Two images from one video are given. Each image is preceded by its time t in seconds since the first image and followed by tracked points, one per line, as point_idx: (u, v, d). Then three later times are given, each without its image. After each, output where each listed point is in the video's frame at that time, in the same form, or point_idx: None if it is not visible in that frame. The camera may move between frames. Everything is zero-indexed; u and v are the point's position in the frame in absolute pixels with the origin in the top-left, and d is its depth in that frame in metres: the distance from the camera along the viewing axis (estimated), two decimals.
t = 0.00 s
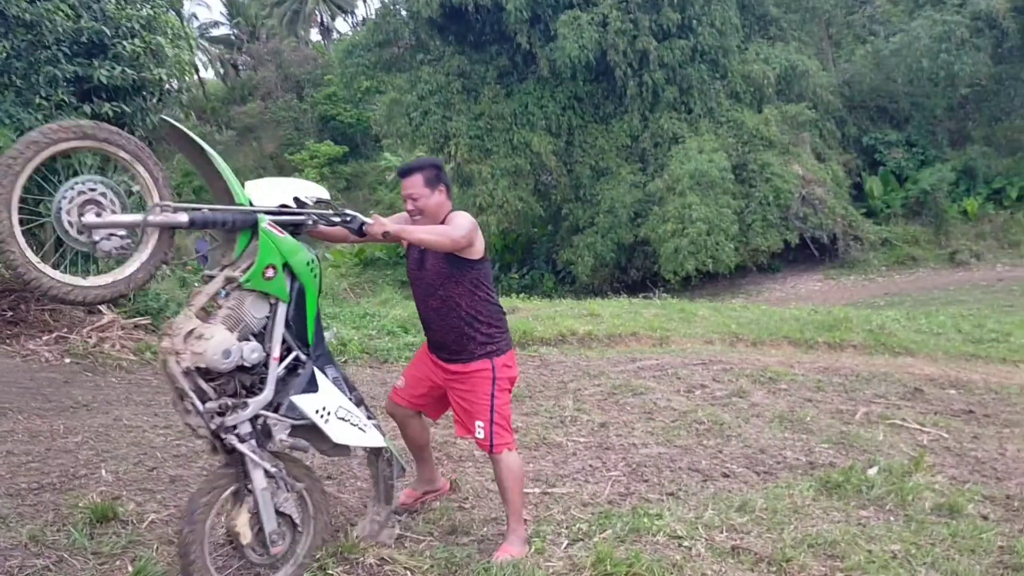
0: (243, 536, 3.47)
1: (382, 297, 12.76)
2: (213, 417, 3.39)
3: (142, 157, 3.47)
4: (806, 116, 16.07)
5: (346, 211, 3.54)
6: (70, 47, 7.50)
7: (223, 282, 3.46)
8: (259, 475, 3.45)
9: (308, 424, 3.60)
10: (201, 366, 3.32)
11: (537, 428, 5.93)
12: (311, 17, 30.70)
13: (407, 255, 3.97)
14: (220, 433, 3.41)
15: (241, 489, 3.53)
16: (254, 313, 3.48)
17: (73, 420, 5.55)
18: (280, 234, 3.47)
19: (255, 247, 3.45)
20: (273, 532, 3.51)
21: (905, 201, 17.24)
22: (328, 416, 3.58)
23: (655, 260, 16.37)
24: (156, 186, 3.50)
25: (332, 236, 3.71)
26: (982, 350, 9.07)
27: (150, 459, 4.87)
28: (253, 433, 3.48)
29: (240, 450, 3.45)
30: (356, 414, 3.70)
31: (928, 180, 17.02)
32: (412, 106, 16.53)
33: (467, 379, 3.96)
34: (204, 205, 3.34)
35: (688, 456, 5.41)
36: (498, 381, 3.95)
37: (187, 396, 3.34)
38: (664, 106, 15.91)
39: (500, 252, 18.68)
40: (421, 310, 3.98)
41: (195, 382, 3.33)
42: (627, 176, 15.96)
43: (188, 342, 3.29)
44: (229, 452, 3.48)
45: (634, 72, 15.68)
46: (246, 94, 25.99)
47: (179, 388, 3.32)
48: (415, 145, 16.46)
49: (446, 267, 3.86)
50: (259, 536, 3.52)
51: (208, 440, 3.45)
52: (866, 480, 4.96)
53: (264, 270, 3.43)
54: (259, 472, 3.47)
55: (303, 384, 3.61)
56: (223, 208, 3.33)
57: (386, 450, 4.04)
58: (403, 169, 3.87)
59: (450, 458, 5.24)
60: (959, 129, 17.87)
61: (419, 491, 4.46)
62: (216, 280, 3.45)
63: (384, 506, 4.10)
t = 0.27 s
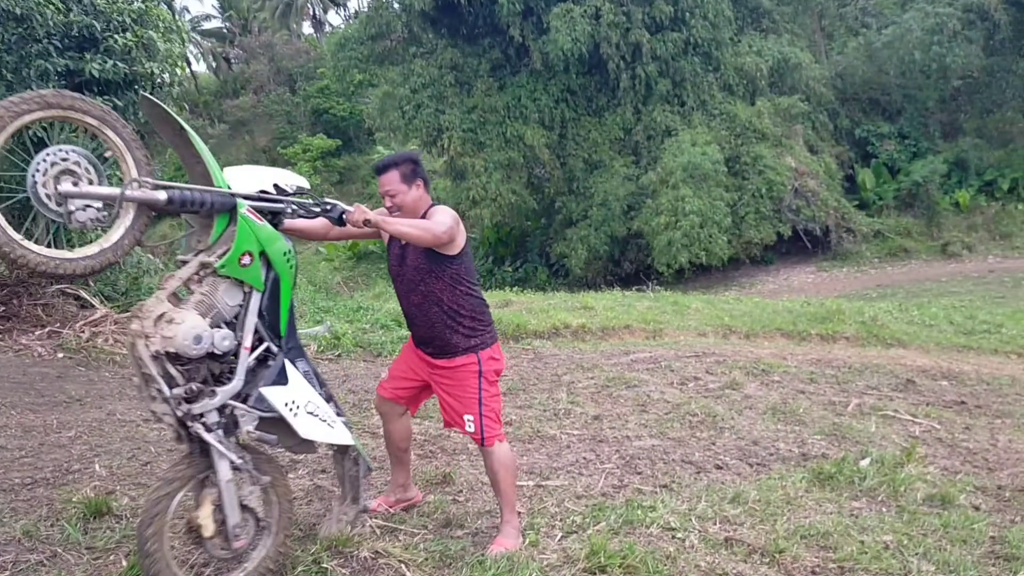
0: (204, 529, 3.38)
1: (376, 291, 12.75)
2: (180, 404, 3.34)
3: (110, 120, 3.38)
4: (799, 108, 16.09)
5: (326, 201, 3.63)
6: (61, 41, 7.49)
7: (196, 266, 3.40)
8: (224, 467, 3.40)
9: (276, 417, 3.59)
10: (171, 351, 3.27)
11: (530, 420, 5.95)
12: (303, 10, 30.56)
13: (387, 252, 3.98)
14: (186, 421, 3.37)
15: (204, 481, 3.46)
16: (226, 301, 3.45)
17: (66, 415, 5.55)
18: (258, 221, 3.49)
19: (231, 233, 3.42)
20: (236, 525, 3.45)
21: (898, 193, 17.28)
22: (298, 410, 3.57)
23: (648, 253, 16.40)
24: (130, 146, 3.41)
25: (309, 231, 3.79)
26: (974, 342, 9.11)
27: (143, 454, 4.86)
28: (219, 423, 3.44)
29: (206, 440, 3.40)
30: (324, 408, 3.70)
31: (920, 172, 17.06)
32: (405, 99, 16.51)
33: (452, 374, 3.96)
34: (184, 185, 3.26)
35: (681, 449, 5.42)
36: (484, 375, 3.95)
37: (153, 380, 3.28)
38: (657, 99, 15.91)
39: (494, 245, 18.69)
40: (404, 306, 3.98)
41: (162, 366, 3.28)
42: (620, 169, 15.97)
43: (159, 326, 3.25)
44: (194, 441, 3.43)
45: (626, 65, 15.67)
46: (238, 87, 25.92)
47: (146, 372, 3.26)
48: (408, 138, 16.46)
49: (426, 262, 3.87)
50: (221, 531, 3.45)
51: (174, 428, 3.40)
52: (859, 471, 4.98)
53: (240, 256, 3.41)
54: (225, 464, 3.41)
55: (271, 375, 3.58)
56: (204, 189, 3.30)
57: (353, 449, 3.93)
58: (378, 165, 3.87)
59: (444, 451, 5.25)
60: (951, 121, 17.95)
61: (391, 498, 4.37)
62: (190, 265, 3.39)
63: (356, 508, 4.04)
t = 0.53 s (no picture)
0: (193, 527, 3.37)
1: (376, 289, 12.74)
2: (171, 400, 3.35)
3: (98, 109, 3.44)
4: (800, 104, 16.06)
5: (320, 194, 3.74)
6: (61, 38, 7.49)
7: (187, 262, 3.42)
8: (214, 465, 3.38)
9: (267, 415, 3.55)
10: (163, 347, 3.28)
11: (530, 417, 5.95)
12: (302, 7, 30.43)
13: (384, 250, 3.99)
14: (178, 417, 3.37)
15: (193, 478, 3.45)
16: (220, 297, 3.45)
17: (67, 413, 5.56)
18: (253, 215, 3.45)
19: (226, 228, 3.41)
20: (224, 524, 3.44)
21: (898, 189, 17.27)
22: (289, 407, 3.52)
23: (648, 249, 16.41)
24: (121, 136, 3.45)
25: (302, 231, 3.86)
26: (974, 338, 9.10)
27: (145, 453, 4.85)
28: (210, 420, 3.43)
29: (196, 437, 3.40)
30: (315, 405, 3.64)
31: (921, 168, 17.05)
32: (405, 97, 16.50)
33: (449, 371, 3.96)
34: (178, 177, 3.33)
35: (682, 446, 5.42)
36: (481, 372, 3.94)
37: (146, 375, 3.30)
38: (657, 95, 15.90)
39: (494, 242, 18.67)
40: (401, 304, 3.98)
41: (154, 362, 3.31)
42: (620, 165, 15.96)
43: (152, 322, 3.28)
44: (184, 438, 3.43)
45: (627, 61, 15.66)
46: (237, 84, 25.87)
47: (138, 366, 3.29)
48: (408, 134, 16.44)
49: (424, 259, 3.87)
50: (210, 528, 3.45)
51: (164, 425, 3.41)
52: (860, 468, 4.98)
53: (234, 252, 3.41)
54: (215, 461, 3.40)
55: (263, 372, 3.54)
56: (197, 181, 3.34)
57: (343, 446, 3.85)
58: (372, 162, 3.88)
59: (445, 449, 5.25)
60: (950, 117, 17.93)
61: (394, 497, 4.37)
62: (182, 259, 3.42)
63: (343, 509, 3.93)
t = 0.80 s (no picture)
0: (195, 525, 3.35)
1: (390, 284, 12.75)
2: (176, 397, 3.33)
3: (103, 100, 3.56)
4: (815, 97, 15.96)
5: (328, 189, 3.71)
6: (76, 35, 7.52)
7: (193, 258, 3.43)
8: (218, 464, 3.34)
9: (270, 414, 3.51)
10: (169, 343, 3.29)
11: (545, 413, 5.95)
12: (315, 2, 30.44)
13: (390, 244, 3.98)
14: (182, 415, 3.34)
15: (195, 478, 3.41)
16: (226, 294, 3.46)
17: (86, 408, 5.59)
18: (260, 212, 3.51)
19: (233, 224, 3.44)
20: (226, 524, 3.39)
21: (914, 182, 17.28)
22: (292, 407, 3.49)
23: (662, 244, 16.35)
24: (125, 123, 3.55)
25: (305, 228, 3.87)
26: (993, 333, 9.03)
27: (162, 448, 4.87)
28: (214, 419, 3.41)
29: (201, 435, 3.37)
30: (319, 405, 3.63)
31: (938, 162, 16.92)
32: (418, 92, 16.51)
33: (459, 364, 3.97)
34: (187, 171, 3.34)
35: (698, 442, 5.41)
36: (491, 365, 3.95)
37: (150, 371, 3.27)
38: (671, 89, 15.85)
39: (508, 237, 18.65)
40: (409, 298, 3.98)
41: (159, 360, 3.30)
42: (633, 160, 15.92)
43: (157, 319, 3.29)
44: (188, 437, 3.39)
45: (640, 55, 15.62)
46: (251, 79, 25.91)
47: (143, 363, 3.27)
48: (421, 130, 16.58)
49: (433, 252, 3.88)
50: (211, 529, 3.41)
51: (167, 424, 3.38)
52: (877, 464, 4.95)
53: (241, 250, 3.42)
54: (218, 459, 3.36)
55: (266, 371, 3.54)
56: (205, 175, 3.34)
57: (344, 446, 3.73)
58: (378, 157, 3.87)
59: (460, 444, 5.26)
60: (968, 110, 17.79)
61: (412, 491, 4.39)
62: (188, 255, 3.42)
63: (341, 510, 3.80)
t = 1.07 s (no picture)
0: (204, 526, 3.33)
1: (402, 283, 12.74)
2: (189, 397, 3.33)
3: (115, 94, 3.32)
4: (829, 95, 15.89)
5: (342, 191, 3.82)
6: (92, 35, 7.56)
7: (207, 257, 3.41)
8: (228, 463, 3.36)
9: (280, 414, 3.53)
10: (183, 342, 3.29)
11: (559, 412, 5.94)
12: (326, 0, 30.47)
13: (399, 243, 3.98)
14: (194, 415, 3.33)
15: (203, 478, 3.40)
16: (240, 294, 3.49)
17: (101, 406, 5.61)
18: (275, 214, 3.54)
19: (249, 223, 3.45)
20: (236, 524, 3.39)
21: (930, 181, 17.22)
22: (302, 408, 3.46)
23: (675, 242, 16.31)
24: (142, 120, 3.35)
25: (315, 228, 3.79)
26: (1009, 333, 8.98)
27: (179, 444, 4.89)
28: (226, 418, 3.41)
29: (212, 435, 3.37)
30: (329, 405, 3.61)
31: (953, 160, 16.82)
32: (431, 90, 16.52)
33: (471, 362, 3.97)
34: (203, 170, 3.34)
35: (713, 441, 5.39)
36: (502, 364, 3.95)
37: (162, 370, 3.26)
38: (685, 87, 15.81)
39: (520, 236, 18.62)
40: (419, 297, 3.98)
41: (173, 358, 3.30)
42: (646, 158, 15.88)
43: (172, 317, 3.28)
44: (199, 436, 3.39)
45: (653, 53, 15.59)
46: (263, 78, 25.92)
47: (156, 361, 3.26)
48: (432, 129, 16.50)
49: (443, 251, 3.88)
50: (220, 529, 3.40)
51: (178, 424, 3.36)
52: (894, 464, 4.93)
53: (256, 250, 3.45)
54: (228, 459, 3.37)
55: (277, 371, 3.55)
56: (221, 175, 3.35)
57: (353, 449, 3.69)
58: (387, 157, 3.88)
59: (475, 443, 5.26)
60: (983, 108, 17.69)
61: (426, 490, 4.38)
62: (202, 254, 3.40)
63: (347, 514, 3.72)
